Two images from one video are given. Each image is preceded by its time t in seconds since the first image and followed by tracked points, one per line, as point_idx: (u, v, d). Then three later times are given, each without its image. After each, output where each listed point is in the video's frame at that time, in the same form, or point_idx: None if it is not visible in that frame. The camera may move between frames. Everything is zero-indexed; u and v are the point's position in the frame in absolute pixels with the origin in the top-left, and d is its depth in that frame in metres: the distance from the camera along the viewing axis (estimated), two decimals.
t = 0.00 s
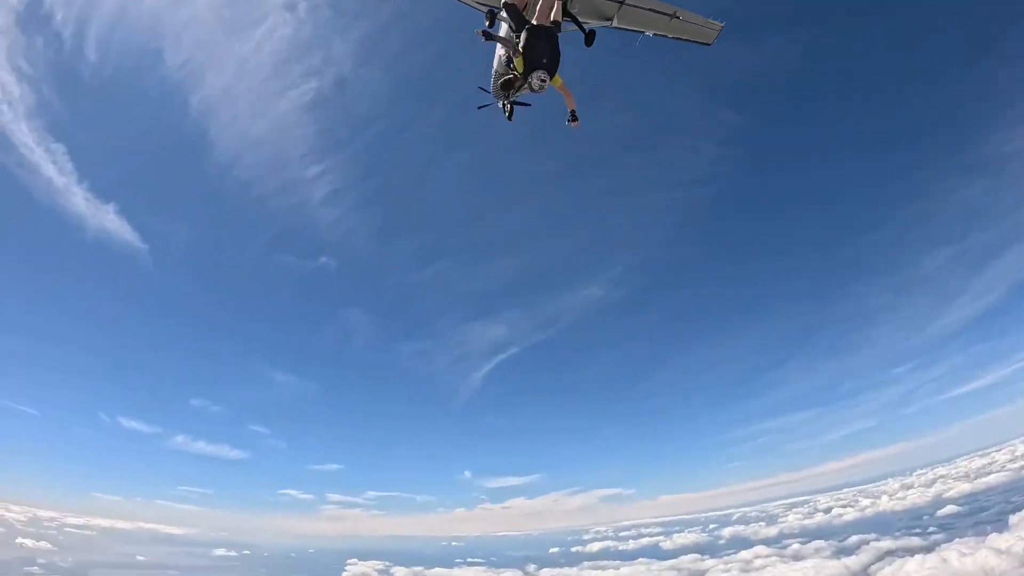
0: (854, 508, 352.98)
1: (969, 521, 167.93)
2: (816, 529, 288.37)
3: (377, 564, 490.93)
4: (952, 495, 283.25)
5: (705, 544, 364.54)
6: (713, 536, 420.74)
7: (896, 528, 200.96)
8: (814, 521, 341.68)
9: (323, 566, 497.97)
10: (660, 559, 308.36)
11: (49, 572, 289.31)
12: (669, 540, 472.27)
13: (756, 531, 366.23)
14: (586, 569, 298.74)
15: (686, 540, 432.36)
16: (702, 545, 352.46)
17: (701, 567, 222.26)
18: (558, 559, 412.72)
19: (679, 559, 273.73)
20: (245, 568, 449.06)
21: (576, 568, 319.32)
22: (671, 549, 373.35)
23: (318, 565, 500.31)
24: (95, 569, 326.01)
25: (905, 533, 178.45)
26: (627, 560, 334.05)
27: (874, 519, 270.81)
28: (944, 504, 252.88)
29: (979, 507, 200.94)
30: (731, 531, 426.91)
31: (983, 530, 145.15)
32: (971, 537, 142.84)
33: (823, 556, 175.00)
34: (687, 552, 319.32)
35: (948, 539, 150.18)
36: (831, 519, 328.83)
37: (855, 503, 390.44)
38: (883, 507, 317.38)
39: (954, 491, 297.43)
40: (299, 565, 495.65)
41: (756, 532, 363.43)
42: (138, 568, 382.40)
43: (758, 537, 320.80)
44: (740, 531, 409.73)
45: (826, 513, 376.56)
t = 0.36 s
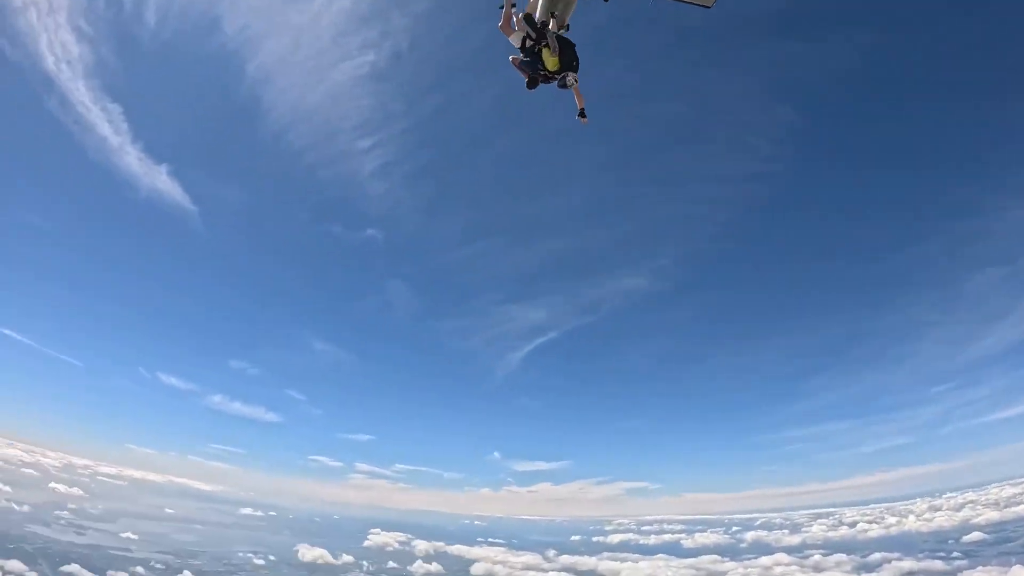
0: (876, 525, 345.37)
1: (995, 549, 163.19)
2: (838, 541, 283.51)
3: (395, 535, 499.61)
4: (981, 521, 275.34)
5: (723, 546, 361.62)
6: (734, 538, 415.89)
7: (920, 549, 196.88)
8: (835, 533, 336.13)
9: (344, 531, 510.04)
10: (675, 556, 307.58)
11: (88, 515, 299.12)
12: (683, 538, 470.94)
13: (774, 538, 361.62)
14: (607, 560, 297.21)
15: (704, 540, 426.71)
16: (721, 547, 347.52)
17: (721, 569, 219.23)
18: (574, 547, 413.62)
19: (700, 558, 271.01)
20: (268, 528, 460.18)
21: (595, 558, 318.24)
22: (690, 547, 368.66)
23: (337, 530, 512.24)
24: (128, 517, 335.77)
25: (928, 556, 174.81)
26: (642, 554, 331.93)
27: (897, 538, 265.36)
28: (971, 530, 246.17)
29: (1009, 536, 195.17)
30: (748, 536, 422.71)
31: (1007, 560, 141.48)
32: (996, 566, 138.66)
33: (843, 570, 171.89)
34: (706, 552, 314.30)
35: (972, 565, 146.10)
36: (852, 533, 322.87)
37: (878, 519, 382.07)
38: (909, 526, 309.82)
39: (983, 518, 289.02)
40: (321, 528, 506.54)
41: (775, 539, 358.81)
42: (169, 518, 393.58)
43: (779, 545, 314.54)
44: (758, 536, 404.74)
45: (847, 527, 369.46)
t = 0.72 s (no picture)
0: (905, 530, 335.51)
1: None
2: (864, 544, 276.81)
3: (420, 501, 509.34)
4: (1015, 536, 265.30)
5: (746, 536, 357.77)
6: (759, 530, 412.35)
7: (947, 558, 191.42)
8: (861, 535, 328.14)
9: (373, 495, 521.18)
10: (698, 543, 304.56)
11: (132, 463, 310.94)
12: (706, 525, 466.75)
13: (802, 533, 353.98)
14: (632, 541, 294.34)
15: (730, 529, 419.36)
16: (747, 538, 341.32)
17: (746, 560, 215.26)
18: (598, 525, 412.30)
19: (724, 548, 267.30)
20: (301, 484, 476.25)
21: (619, 538, 317.26)
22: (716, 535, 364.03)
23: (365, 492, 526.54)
24: (171, 467, 349.79)
25: (954, 566, 169.97)
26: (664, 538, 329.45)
27: (926, 546, 257.73)
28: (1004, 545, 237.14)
29: None
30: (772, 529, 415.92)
31: None
32: None
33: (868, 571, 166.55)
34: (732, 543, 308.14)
35: None
36: (879, 536, 314.95)
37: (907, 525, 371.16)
38: (940, 535, 300.06)
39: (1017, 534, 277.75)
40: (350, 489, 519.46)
41: (801, 535, 352.61)
42: (207, 471, 408.34)
43: (805, 540, 308.88)
44: (784, 529, 397.62)
45: (875, 529, 360.17)
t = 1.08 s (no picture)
0: (946, 515, 322.07)
1: None
2: (901, 526, 268.23)
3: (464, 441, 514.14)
4: None
5: (780, 502, 354.19)
6: (794, 495, 407.11)
7: (984, 550, 183.07)
8: (898, 514, 316.97)
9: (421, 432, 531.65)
10: (731, 508, 301.41)
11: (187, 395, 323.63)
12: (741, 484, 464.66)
13: (837, 507, 346.24)
14: (672, 503, 289.40)
15: (765, 493, 414.56)
16: (781, 505, 337.79)
17: (780, 531, 211.36)
18: (631, 480, 412.77)
19: (757, 517, 263.78)
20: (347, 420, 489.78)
21: (654, 495, 317.12)
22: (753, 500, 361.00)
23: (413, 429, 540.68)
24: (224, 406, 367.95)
25: (986, 557, 162.35)
26: (702, 501, 322.21)
27: (967, 534, 246.70)
28: None
29: None
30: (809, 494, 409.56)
31: None
32: None
33: (899, 553, 156.49)
34: (765, 511, 304.39)
35: None
36: (917, 518, 304.45)
37: (950, 508, 357.45)
38: (983, 523, 286.40)
39: None
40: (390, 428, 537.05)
41: (837, 507, 345.45)
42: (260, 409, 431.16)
43: (841, 515, 302.00)
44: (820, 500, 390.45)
45: (914, 509, 348.98)
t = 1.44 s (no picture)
0: (947, 471, 328.28)
1: None
2: (902, 483, 273.41)
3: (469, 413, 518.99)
4: None
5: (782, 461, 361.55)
6: (797, 455, 415.03)
7: (986, 507, 186.69)
8: (900, 472, 322.55)
9: (427, 405, 536.90)
10: (735, 469, 306.57)
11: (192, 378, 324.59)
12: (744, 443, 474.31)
13: (839, 465, 352.24)
14: (678, 466, 292.19)
15: (768, 454, 419.92)
16: (785, 466, 342.19)
17: (785, 491, 214.46)
18: (637, 445, 417.39)
19: (762, 478, 267.14)
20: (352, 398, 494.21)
21: (659, 458, 322.25)
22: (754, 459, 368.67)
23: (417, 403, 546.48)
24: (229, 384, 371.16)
25: (990, 514, 165.71)
26: (707, 464, 325.97)
27: (968, 491, 251.61)
28: None
29: None
30: (811, 454, 417.09)
31: None
32: None
33: (903, 511, 160.60)
34: (769, 472, 308.40)
35: None
36: (918, 474, 310.49)
37: (950, 465, 364.46)
38: (983, 479, 292.29)
39: None
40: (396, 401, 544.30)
41: (839, 466, 351.52)
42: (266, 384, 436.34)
43: (843, 474, 307.48)
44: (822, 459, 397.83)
45: (915, 466, 355.65)
